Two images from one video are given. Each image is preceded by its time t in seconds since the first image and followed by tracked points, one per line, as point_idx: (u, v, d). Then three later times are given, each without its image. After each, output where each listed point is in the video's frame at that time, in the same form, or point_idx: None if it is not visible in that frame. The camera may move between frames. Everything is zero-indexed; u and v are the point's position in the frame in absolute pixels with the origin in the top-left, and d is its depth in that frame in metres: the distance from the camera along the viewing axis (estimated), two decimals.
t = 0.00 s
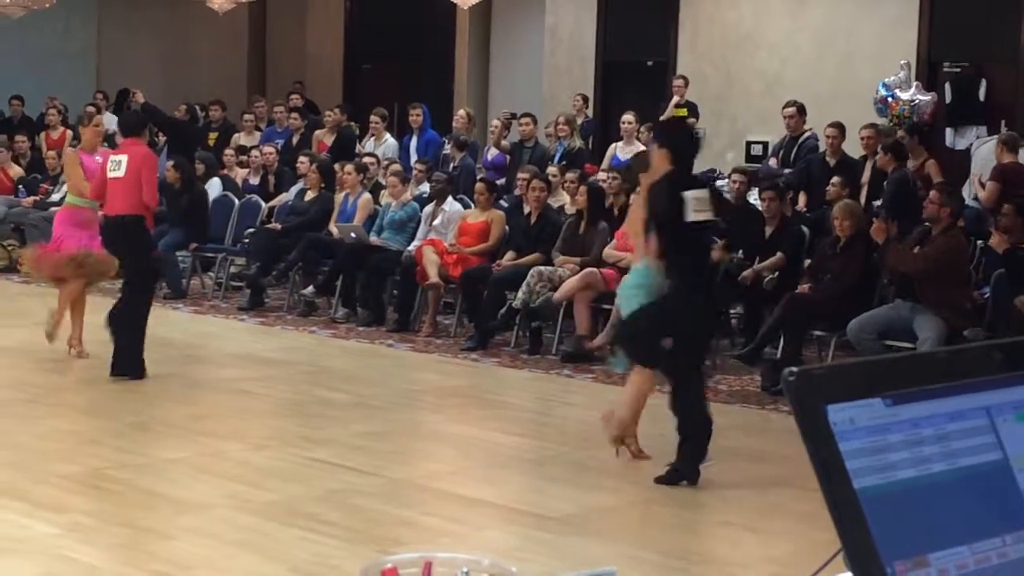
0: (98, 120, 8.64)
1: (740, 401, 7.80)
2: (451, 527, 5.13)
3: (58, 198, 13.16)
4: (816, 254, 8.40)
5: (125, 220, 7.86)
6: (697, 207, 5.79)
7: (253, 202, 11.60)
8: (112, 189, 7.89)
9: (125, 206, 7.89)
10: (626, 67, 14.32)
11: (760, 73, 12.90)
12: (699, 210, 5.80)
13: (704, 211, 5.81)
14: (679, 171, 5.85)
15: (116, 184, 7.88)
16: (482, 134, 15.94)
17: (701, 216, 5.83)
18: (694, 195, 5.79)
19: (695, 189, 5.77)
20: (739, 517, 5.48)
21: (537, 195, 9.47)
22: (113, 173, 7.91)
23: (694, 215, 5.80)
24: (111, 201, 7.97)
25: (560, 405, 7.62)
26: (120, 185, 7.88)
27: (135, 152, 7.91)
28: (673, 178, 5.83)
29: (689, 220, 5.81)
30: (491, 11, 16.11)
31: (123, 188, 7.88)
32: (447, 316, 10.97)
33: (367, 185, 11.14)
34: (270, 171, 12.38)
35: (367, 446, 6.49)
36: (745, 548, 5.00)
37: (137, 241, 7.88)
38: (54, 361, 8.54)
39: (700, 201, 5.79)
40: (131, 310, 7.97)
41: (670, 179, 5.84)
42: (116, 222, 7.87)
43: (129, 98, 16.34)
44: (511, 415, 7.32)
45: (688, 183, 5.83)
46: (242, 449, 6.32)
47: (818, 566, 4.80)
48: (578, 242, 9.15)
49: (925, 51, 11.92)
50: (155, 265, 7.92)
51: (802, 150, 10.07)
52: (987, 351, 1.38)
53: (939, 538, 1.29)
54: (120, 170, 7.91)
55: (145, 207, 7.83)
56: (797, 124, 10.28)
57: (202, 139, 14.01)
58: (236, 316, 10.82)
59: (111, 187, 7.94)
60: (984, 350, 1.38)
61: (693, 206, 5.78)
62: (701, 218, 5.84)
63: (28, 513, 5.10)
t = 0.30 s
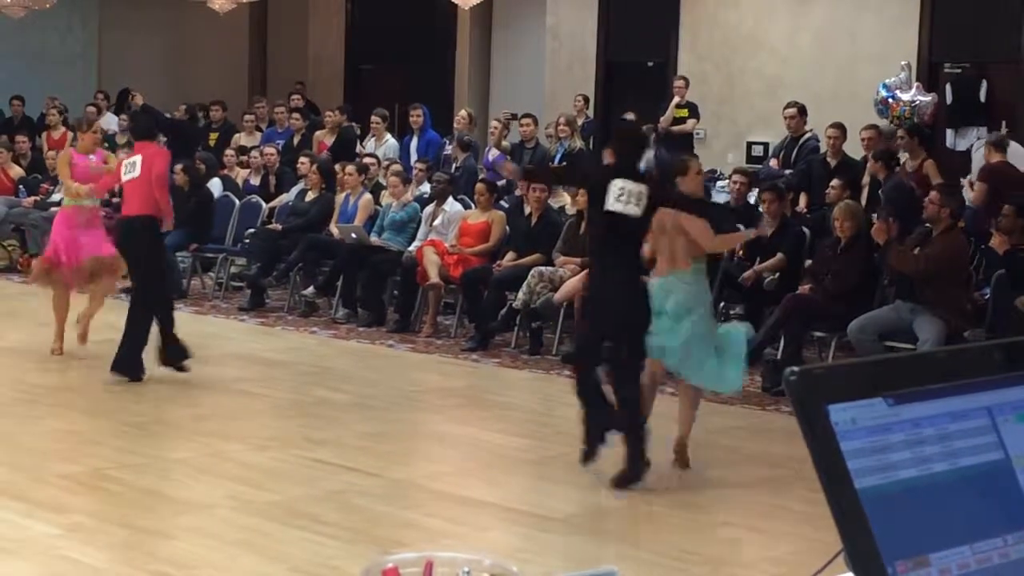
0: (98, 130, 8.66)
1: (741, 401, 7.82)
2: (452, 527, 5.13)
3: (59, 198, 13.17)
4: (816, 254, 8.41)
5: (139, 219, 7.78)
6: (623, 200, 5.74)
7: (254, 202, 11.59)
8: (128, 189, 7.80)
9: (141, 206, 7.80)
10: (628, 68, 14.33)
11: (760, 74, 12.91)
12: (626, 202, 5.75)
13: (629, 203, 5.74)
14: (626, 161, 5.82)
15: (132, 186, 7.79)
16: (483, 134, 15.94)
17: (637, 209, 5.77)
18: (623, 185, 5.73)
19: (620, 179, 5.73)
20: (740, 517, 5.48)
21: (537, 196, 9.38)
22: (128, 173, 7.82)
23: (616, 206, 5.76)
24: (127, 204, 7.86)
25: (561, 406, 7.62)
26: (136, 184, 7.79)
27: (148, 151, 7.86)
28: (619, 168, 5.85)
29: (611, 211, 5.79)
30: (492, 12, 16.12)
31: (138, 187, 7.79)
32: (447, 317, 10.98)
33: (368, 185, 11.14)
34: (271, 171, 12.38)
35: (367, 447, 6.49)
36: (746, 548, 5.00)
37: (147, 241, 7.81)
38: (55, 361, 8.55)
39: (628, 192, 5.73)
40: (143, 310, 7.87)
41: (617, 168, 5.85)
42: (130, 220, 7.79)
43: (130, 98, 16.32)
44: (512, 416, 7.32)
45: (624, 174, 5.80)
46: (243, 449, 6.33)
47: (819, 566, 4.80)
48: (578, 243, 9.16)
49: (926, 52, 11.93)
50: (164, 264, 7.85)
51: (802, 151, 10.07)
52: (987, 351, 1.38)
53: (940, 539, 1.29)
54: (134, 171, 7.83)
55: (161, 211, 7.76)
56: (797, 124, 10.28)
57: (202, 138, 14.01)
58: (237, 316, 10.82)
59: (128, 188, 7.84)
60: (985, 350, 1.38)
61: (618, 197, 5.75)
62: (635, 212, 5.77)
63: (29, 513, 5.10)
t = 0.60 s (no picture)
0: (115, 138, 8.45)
1: (739, 403, 7.84)
2: (451, 528, 5.13)
3: (59, 198, 13.17)
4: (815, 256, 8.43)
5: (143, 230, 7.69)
6: (568, 204, 5.93)
7: (252, 203, 11.58)
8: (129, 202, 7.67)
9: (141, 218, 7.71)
10: (628, 69, 14.32)
11: (759, 75, 12.92)
12: (571, 207, 5.93)
13: (574, 210, 5.92)
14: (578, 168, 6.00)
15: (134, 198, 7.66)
16: (482, 134, 15.94)
17: (583, 214, 5.92)
18: (567, 190, 5.93)
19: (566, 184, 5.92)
20: (740, 518, 5.48)
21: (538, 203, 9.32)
22: (130, 186, 7.69)
23: (561, 211, 5.94)
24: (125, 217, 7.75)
25: (560, 407, 7.62)
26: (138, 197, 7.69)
27: (152, 165, 7.74)
28: (568, 174, 6.02)
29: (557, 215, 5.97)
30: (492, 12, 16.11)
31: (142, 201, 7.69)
32: (446, 317, 10.99)
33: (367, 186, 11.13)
34: (270, 172, 12.38)
35: (366, 447, 6.49)
36: (745, 549, 5.00)
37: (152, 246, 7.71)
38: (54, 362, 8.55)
39: (573, 198, 5.92)
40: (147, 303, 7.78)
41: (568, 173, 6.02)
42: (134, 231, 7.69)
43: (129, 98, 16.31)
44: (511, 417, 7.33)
45: (573, 179, 5.97)
46: (242, 450, 6.33)
47: (817, 567, 4.80)
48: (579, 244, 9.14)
49: (925, 53, 11.94)
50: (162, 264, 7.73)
51: (801, 152, 10.07)
52: (986, 351, 1.38)
53: (939, 540, 1.29)
54: (136, 183, 7.70)
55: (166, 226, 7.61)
56: (797, 125, 10.28)
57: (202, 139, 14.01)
58: (236, 317, 10.82)
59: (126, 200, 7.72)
60: (984, 350, 1.38)
61: (561, 201, 5.94)
62: (580, 217, 5.93)
63: (28, 514, 5.10)
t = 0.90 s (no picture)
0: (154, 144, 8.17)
1: (739, 401, 7.84)
2: (450, 527, 5.12)
3: (58, 196, 13.17)
4: (815, 255, 8.42)
5: (110, 227, 7.60)
6: (527, 205, 5.92)
7: (252, 201, 11.57)
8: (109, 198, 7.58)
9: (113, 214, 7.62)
10: (628, 68, 14.30)
11: (759, 74, 12.91)
12: (529, 208, 5.91)
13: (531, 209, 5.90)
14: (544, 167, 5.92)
15: (121, 195, 7.57)
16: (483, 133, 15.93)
17: (538, 213, 5.86)
18: (525, 193, 5.92)
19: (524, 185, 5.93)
20: (739, 517, 5.47)
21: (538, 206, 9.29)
22: (114, 180, 7.57)
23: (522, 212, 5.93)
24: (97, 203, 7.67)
25: (560, 406, 7.61)
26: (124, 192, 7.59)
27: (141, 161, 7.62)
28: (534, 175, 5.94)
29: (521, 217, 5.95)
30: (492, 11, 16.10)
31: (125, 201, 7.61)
32: (446, 316, 10.98)
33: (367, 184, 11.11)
34: (269, 171, 12.38)
35: (366, 446, 6.49)
36: (745, 548, 4.99)
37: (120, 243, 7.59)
38: (53, 360, 8.54)
39: (530, 199, 5.90)
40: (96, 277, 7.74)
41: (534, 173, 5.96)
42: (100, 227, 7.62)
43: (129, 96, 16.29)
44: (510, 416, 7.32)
45: (534, 179, 5.93)
46: (242, 448, 6.32)
47: (816, 567, 4.80)
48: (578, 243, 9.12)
49: (925, 53, 11.93)
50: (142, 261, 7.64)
51: (801, 151, 10.06)
52: (984, 348, 1.38)
53: (935, 537, 1.29)
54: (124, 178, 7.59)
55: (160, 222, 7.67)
56: (797, 124, 10.27)
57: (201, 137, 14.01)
58: (236, 315, 10.82)
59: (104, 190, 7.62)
60: (982, 347, 1.38)
61: (522, 203, 5.95)
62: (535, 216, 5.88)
63: (27, 512, 5.09)
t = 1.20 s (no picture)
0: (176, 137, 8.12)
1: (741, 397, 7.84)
2: (452, 522, 5.13)
3: (60, 192, 13.17)
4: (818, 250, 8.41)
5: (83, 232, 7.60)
6: (521, 198, 5.80)
7: (254, 198, 11.59)
8: (86, 202, 7.61)
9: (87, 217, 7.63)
10: (630, 64, 14.29)
11: (763, 70, 12.90)
12: (523, 200, 5.79)
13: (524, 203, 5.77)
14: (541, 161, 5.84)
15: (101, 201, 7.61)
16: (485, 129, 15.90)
17: (532, 208, 5.75)
18: (523, 184, 5.79)
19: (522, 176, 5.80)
20: (741, 513, 5.47)
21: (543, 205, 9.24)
22: (94, 187, 7.60)
23: (515, 204, 5.82)
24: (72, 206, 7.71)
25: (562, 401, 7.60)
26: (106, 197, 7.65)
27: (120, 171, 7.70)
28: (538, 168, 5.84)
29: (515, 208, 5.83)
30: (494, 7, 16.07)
31: (103, 208, 7.65)
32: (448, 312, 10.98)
33: (369, 179, 11.09)
34: (272, 167, 12.38)
35: (368, 442, 6.48)
36: (747, 544, 4.99)
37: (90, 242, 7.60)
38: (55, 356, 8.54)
39: (526, 192, 5.78)
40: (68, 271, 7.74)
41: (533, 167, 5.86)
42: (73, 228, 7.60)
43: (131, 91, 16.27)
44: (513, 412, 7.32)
45: (533, 172, 5.80)
46: (244, 444, 6.32)
47: (818, 563, 4.80)
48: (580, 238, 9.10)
49: (928, 49, 11.91)
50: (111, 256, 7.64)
51: (804, 146, 10.05)
52: (987, 345, 1.38)
53: (937, 534, 1.29)
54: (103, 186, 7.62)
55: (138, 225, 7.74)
56: (799, 120, 10.26)
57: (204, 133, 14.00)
58: (238, 311, 10.83)
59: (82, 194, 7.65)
60: (983, 343, 1.38)
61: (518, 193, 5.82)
62: (528, 211, 5.76)
63: (29, 507, 5.09)
